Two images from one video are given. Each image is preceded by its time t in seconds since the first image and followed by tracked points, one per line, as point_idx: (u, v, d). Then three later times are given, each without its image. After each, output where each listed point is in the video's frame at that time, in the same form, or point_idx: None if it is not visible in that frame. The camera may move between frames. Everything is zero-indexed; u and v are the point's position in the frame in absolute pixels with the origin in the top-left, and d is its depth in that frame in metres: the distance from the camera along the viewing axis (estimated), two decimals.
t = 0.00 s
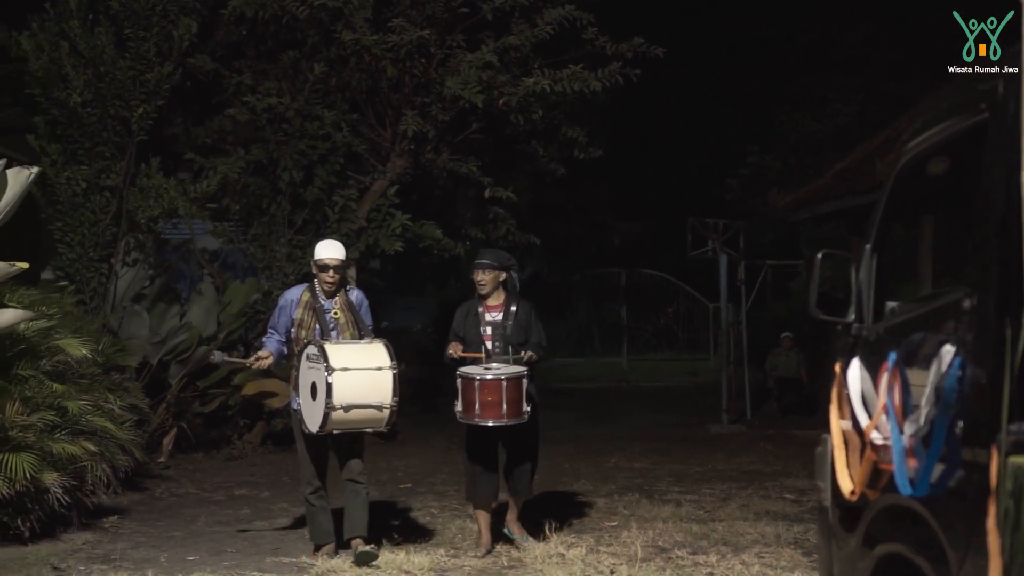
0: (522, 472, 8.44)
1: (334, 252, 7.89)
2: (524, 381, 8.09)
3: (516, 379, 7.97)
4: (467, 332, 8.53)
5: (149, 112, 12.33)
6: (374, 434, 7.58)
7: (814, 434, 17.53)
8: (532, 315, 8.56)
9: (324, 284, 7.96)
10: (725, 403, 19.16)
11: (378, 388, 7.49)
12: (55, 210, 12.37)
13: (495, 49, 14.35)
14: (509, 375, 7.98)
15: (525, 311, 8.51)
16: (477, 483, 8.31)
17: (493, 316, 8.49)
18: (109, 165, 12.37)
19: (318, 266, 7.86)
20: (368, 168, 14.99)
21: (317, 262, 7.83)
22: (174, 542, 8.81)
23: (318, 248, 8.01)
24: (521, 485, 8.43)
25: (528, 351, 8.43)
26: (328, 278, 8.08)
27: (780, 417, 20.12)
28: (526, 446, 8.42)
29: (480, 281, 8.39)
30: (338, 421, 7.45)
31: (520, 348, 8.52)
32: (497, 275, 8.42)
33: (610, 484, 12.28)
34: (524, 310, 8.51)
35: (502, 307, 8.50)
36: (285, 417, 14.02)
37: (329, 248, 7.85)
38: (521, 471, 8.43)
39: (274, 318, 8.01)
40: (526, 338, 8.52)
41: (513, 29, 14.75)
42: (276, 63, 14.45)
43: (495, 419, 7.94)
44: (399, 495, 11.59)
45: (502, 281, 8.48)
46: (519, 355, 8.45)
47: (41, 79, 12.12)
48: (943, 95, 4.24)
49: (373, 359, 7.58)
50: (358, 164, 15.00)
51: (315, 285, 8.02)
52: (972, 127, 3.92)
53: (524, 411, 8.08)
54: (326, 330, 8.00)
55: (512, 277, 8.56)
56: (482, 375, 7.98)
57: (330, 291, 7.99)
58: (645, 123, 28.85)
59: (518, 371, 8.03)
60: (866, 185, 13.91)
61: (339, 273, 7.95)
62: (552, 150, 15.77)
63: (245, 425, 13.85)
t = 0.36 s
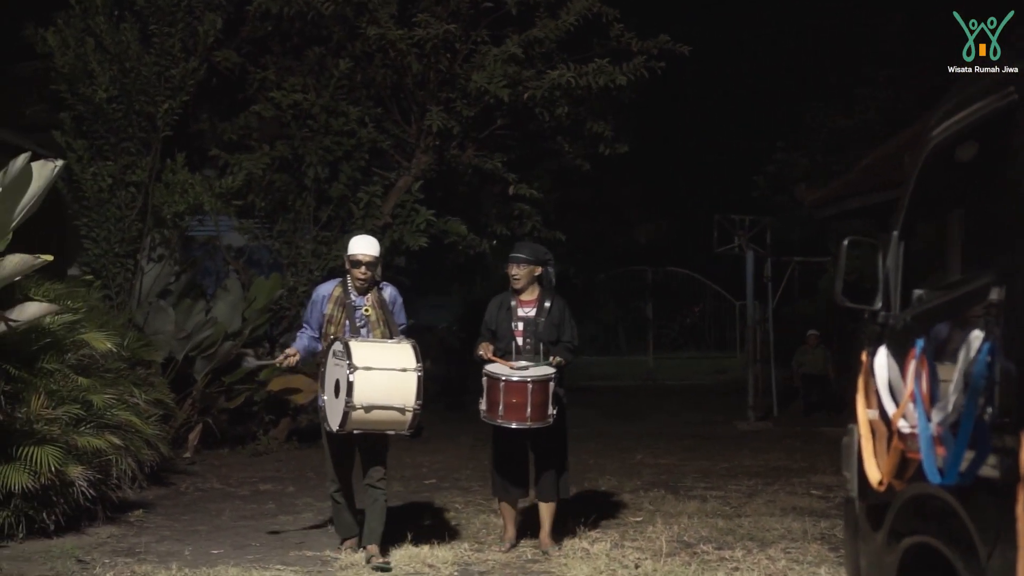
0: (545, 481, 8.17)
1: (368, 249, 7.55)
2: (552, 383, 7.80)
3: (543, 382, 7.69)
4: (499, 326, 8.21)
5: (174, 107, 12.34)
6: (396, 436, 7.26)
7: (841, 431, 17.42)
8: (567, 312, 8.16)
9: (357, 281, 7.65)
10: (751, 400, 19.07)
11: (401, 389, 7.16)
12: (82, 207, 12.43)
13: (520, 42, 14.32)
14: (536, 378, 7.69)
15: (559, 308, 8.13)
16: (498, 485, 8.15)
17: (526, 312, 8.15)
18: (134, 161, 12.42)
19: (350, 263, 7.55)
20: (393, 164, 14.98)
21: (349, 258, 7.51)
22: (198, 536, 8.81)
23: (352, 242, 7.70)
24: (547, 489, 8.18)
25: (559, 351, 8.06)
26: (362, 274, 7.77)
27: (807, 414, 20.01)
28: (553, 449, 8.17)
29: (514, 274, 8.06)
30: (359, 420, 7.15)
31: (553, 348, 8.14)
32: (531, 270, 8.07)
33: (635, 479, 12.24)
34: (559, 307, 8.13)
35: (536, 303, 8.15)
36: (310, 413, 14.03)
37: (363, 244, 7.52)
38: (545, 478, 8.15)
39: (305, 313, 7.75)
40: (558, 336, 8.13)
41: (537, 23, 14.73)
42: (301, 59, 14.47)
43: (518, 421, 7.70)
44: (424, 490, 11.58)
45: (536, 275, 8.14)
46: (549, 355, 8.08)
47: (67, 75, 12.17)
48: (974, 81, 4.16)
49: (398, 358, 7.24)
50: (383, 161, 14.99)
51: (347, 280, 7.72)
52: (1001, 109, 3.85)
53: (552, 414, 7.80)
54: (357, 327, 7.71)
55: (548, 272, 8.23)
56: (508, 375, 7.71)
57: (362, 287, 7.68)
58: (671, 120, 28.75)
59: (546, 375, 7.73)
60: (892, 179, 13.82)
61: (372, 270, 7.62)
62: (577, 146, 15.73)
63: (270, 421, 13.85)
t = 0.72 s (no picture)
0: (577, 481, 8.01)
1: (399, 239, 7.40)
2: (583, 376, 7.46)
3: (572, 375, 7.36)
4: (530, 317, 7.90)
5: (194, 101, 12.34)
6: (427, 429, 7.16)
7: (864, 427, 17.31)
8: (601, 303, 7.83)
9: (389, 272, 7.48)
10: (773, 396, 18.98)
11: (428, 380, 7.06)
12: (103, 201, 12.46)
13: (541, 35, 14.27)
14: (568, 370, 7.37)
15: (594, 298, 7.81)
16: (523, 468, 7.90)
17: (558, 302, 7.84)
18: (154, 155, 12.43)
19: (381, 253, 7.38)
20: (414, 159, 14.95)
21: (381, 249, 7.35)
22: (218, 529, 8.80)
23: (384, 234, 7.54)
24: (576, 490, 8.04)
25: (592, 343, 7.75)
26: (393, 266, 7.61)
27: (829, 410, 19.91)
28: (584, 452, 8.02)
29: (548, 262, 7.76)
30: (387, 413, 7.06)
31: (584, 340, 7.84)
32: (565, 259, 7.76)
33: (656, 474, 12.19)
34: (594, 297, 7.81)
35: (569, 293, 7.83)
36: (331, 407, 14.03)
37: (395, 234, 7.38)
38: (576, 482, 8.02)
39: (336, 305, 7.58)
40: (592, 328, 7.82)
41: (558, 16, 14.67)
42: (322, 53, 14.47)
43: (547, 417, 7.37)
44: (445, 484, 11.56)
45: (570, 264, 7.83)
46: (582, 347, 7.77)
47: (88, 69, 12.19)
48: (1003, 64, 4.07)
49: (424, 349, 7.15)
50: (404, 155, 14.97)
51: (378, 272, 7.56)
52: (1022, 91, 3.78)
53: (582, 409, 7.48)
54: (389, 320, 7.54)
55: (583, 261, 7.92)
56: (537, 367, 7.39)
57: (393, 279, 7.51)
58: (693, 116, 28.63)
59: (577, 368, 7.40)
60: (915, 171, 13.72)
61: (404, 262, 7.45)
62: (599, 140, 15.67)
63: (292, 416, 13.85)
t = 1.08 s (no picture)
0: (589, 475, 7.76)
1: (408, 229, 7.32)
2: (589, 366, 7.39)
3: (579, 364, 7.28)
4: (530, 315, 7.85)
5: (203, 99, 12.34)
6: (437, 422, 7.02)
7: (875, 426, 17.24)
8: (601, 298, 7.82)
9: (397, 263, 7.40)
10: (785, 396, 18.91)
11: (444, 371, 6.91)
12: (112, 199, 12.45)
13: (550, 32, 14.24)
14: (573, 359, 7.30)
15: (594, 291, 7.79)
16: (539, 471, 7.64)
17: (558, 298, 7.78)
18: (163, 153, 12.42)
19: (390, 243, 7.31)
20: (424, 158, 14.93)
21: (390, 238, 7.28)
22: (226, 525, 8.78)
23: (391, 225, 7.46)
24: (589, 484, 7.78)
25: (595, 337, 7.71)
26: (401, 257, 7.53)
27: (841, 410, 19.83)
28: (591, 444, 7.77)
29: (546, 260, 7.71)
30: (399, 404, 6.90)
31: (587, 334, 7.80)
32: (563, 254, 7.71)
33: (666, 472, 12.14)
34: (593, 291, 7.79)
35: (569, 288, 7.79)
36: (340, 406, 14.00)
37: (403, 224, 7.29)
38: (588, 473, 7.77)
39: (345, 299, 7.49)
40: (593, 322, 7.80)
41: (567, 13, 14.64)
42: (331, 51, 14.46)
43: (555, 408, 7.29)
44: (454, 482, 11.53)
45: (567, 259, 7.78)
46: (585, 342, 7.73)
47: (97, 67, 12.22)
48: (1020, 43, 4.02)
49: (441, 340, 6.99)
50: (413, 154, 14.95)
51: (387, 263, 7.47)
52: None
53: (589, 399, 7.40)
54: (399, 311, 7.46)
55: (580, 256, 7.88)
56: (542, 358, 7.31)
57: (402, 270, 7.44)
58: (704, 115, 28.56)
59: (583, 357, 7.33)
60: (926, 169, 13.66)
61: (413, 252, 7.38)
62: (608, 138, 15.61)
63: (301, 414, 13.81)
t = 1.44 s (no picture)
0: (592, 467, 7.51)
1: (403, 221, 7.18)
2: (592, 366, 7.21)
3: (581, 365, 7.11)
4: (531, 307, 7.67)
5: (207, 95, 12.31)
6: (437, 421, 6.94)
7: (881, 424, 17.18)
8: (605, 289, 7.62)
9: (391, 257, 7.24)
10: (792, 394, 18.85)
11: (444, 371, 6.79)
12: (115, 194, 12.46)
13: (554, 28, 14.18)
14: (574, 360, 7.11)
15: (597, 282, 7.60)
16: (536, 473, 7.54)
17: (560, 289, 7.61)
18: (167, 149, 12.42)
19: (384, 236, 7.17)
20: (429, 155, 14.89)
21: (384, 230, 7.14)
22: (227, 521, 8.76)
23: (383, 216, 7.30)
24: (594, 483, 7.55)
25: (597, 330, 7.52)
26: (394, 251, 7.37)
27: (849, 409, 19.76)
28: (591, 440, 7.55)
29: (548, 249, 7.54)
30: (398, 405, 6.80)
31: (589, 328, 7.61)
32: (564, 244, 7.54)
33: (671, 469, 12.10)
34: (596, 281, 7.60)
35: (571, 279, 7.62)
36: (344, 403, 13.96)
37: (399, 216, 7.15)
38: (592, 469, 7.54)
39: (338, 292, 7.32)
40: (596, 314, 7.61)
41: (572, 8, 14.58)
42: (336, 48, 14.43)
43: (556, 411, 7.13)
44: (458, 479, 11.48)
45: (570, 250, 7.62)
46: (587, 336, 7.55)
47: (100, 63, 12.23)
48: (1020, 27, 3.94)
49: (440, 339, 6.86)
50: (419, 151, 14.92)
51: (380, 256, 7.31)
52: None
53: (592, 400, 7.23)
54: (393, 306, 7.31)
55: (582, 245, 7.71)
56: (542, 358, 7.14)
57: (396, 264, 7.28)
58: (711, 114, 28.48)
59: (585, 356, 7.15)
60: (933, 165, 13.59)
61: (407, 246, 7.24)
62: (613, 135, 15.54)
63: (305, 412, 13.76)
